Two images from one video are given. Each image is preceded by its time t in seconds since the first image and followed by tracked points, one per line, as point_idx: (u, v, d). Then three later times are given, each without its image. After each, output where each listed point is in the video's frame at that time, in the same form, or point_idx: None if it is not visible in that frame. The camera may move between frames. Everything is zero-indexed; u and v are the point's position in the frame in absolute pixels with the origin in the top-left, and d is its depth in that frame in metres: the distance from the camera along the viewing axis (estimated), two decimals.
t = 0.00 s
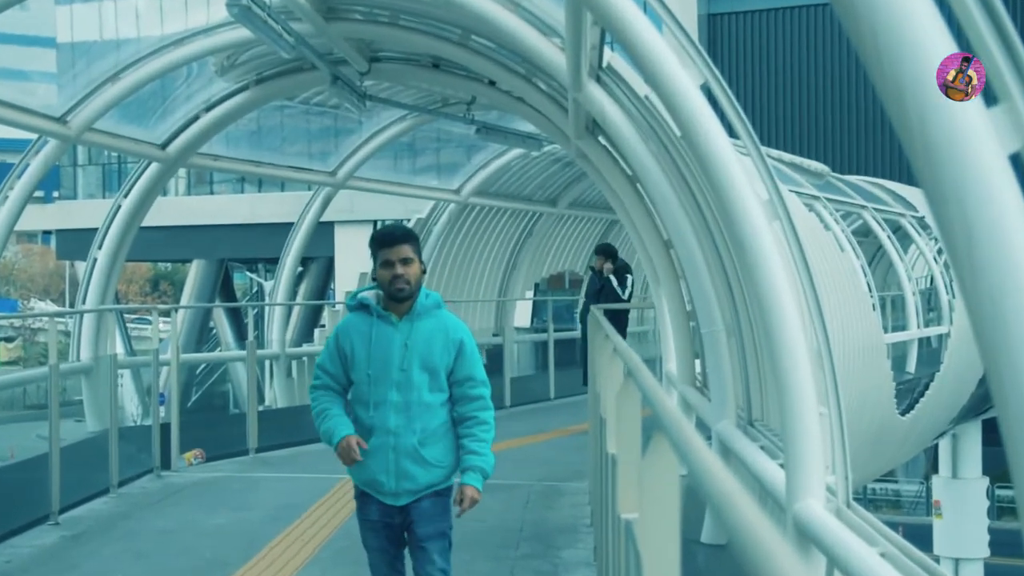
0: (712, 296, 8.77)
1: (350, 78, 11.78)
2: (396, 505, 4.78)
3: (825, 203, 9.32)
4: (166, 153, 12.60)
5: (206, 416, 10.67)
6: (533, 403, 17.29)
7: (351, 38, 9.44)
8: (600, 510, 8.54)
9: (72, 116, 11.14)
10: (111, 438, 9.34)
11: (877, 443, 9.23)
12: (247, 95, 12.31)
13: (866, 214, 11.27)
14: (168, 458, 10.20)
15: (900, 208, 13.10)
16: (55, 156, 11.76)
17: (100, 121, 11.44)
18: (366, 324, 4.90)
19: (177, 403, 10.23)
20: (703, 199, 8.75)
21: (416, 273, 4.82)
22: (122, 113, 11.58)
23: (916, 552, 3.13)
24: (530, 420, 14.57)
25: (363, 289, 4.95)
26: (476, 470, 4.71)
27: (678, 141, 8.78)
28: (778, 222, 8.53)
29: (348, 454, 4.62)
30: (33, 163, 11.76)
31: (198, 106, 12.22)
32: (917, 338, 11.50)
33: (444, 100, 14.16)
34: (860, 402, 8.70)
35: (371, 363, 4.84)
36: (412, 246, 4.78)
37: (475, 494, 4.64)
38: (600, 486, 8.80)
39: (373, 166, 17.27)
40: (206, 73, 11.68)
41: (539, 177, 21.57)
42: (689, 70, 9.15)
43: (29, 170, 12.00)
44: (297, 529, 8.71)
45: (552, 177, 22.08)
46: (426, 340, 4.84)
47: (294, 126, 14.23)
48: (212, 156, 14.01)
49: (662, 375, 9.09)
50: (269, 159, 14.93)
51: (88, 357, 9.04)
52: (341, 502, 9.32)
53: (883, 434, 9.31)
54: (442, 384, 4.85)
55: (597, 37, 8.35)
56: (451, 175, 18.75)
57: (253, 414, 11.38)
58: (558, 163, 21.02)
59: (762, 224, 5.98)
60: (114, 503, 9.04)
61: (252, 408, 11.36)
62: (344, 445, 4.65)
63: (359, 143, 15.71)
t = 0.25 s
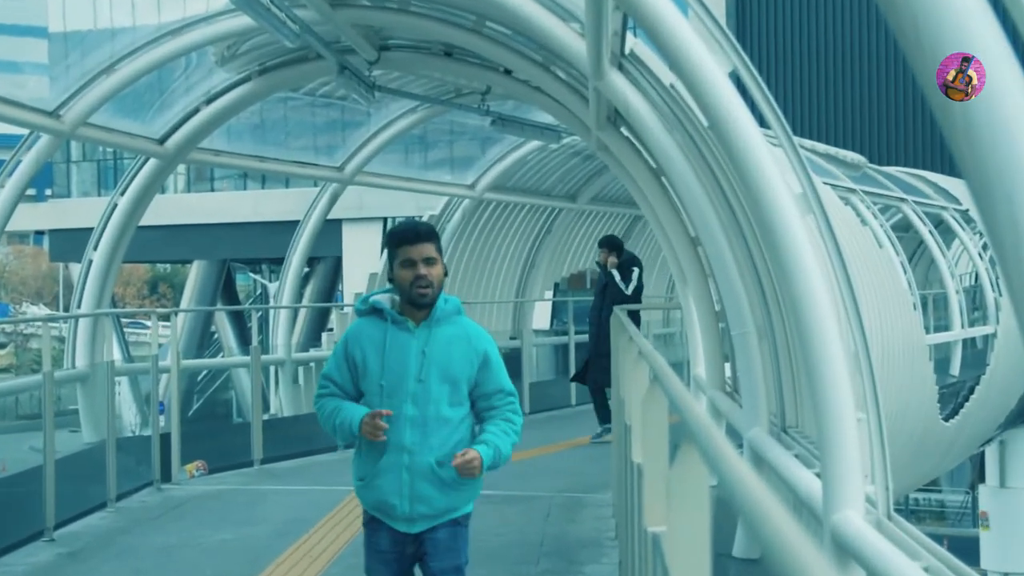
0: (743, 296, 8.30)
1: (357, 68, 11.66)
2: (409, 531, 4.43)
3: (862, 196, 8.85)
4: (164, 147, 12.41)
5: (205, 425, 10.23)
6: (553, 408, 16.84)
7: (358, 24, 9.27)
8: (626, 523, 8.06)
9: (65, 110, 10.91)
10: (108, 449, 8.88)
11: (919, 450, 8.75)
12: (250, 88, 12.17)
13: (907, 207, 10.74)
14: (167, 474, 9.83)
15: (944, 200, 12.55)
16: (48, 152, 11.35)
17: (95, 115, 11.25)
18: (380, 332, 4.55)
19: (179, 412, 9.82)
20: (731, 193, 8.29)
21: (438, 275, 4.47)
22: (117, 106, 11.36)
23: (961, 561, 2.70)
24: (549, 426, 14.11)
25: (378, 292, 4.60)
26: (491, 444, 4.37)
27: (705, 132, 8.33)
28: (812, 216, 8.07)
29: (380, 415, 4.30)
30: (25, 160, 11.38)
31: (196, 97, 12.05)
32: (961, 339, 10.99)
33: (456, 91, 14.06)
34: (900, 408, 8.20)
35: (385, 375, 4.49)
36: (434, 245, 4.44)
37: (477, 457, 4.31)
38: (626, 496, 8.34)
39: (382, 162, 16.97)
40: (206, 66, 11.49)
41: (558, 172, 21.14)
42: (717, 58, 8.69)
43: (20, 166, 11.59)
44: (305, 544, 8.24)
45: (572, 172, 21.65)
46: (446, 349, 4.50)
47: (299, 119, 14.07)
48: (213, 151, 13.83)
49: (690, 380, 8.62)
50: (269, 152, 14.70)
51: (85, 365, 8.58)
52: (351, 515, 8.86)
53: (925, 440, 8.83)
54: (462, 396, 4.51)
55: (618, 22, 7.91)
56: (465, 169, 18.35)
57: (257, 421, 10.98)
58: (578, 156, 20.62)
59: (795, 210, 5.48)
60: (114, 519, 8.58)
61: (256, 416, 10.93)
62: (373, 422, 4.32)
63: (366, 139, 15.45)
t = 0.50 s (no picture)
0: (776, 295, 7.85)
1: (367, 59, 11.64)
2: (432, 553, 4.24)
3: (902, 190, 8.39)
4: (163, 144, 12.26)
5: (207, 434, 9.85)
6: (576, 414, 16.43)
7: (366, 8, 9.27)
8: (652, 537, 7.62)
9: (60, 104, 10.68)
10: (107, 460, 8.50)
11: (963, 458, 8.26)
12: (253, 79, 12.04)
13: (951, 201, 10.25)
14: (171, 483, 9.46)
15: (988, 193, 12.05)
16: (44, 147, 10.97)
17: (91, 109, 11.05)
18: (392, 337, 4.36)
19: (179, 424, 9.52)
20: (761, 188, 7.86)
21: (455, 271, 4.29)
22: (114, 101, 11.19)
23: None
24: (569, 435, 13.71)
25: (390, 293, 4.41)
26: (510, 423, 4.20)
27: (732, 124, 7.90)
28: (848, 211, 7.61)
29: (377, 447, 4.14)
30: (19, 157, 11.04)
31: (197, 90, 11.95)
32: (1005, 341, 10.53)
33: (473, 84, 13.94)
34: (942, 413, 7.73)
35: (400, 383, 4.30)
36: (448, 240, 4.29)
37: (490, 421, 4.13)
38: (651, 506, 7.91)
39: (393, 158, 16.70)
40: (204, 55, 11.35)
41: (578, 166, 20.78)
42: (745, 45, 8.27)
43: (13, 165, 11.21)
44: (316, 558, 7.85)
45: (595, 166, 21.27)
46: (464, 353, 4.32)
47: (306, 114, 14.08)
48: (216, 147, 13.63)
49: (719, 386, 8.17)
50: (273, 148, 14.50)
51: (84, 373, 8.17)
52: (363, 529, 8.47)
53: (969, 446, 8.34)
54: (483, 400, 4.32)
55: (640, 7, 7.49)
56: (481, 164, 18.00)
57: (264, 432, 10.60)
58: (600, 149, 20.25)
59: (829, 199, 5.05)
60: (114, 534, 8.19)
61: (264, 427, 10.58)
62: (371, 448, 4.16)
63: (376, 133, 15.22)
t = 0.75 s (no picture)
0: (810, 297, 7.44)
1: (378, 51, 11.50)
2: None
3: (942, 185, 7.97)
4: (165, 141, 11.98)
5: (205, 447, 9.48)
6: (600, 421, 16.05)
7: None
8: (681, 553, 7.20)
9: (55, 101, 10.35)
10: (107, 474, 8.13)
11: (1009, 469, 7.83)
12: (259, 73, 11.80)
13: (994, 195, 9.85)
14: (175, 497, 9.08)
15: None
16: (39, 147, 10.64)
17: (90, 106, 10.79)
18: (378, 359, 3.64)
19: (183, 436, 9.17)
20: (793, 184, 7.44)
21: (441, 285, 3.58)
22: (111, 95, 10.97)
23: None
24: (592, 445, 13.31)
25: (374, 311, 3.69)
26: (509, 447, 3.49)
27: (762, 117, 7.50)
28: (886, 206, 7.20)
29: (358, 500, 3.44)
30: (14, 157, 10.73)
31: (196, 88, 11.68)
32: None
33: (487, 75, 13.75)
34: (986, 423, 7.27)
35: (391, 410, 3.59)
36: (434, 249, 3.58)
37: (480, 439, 3.42)
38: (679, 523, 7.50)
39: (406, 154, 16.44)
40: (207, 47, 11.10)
41: (600, 162, 20.40)
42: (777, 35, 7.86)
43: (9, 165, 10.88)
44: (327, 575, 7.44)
45: (619, 161, 20.88)
46: (459, 370, 3.59)
47: (314, 108, 13.84)
48: (217, 145, 13.34)
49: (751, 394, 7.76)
50: (280, 144, 14.20)
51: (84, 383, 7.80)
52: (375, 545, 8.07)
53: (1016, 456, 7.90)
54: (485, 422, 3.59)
55: None
56: (498, 162, 17.66)
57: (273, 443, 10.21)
58: (621, 144, 19.88)
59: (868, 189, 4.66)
60: (115, 553, 7.81)
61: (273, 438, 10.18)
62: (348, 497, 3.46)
63: (388, 129, 14.93)
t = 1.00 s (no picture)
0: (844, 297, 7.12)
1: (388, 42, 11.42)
2: None
3: (979, 181, 7.66)
4: (168, 139, 11.78)
5: (224, 459, 9.18)
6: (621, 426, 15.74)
7: None
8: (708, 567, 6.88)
9: (55, 100, 10.12)
10: (110, 487, 7.84)
11: None
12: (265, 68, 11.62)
13: None
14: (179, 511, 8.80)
15: None
16: (39, 146, 10.37)
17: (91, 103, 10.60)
18: (351, 357, 3.29)
19: (188, 447, 8.86)
20: (824, 181, 7.11)
21: (418, 277, 3.25)
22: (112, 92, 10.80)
23: None
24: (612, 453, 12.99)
25: (351, 308, 3.36)
26: (474, 504, 3.12)
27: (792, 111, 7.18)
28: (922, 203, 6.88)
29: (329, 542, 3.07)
30: (13, 157, 10.47)
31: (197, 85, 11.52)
32: None
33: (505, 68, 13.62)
34: None
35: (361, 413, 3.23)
36: (409, 238, 3.25)
37: (452, 534, 3.07)
38: (707, 537, 7.19)
39: (418, 153, 16.19)
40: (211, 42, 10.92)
41: (622, 158, 20.04)
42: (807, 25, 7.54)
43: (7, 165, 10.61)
44: None
45: (642, 159, 20.49)
46: (435, 369, 3.22)
47: (325, 105, 13.70)
48: (223, 144, 13.13)
49: (781, 399, 7.44)
50: (289, 144, 13.95)
51: (86, 392, 7.51)
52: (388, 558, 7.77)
53: None
54: (461, 429, 3.20)
55: None
56: (515, 159, 17.35)
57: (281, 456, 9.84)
58: (644, 141, 19.45)
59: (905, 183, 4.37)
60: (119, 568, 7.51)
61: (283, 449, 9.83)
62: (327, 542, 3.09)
63: (400, 125, 14.70)
